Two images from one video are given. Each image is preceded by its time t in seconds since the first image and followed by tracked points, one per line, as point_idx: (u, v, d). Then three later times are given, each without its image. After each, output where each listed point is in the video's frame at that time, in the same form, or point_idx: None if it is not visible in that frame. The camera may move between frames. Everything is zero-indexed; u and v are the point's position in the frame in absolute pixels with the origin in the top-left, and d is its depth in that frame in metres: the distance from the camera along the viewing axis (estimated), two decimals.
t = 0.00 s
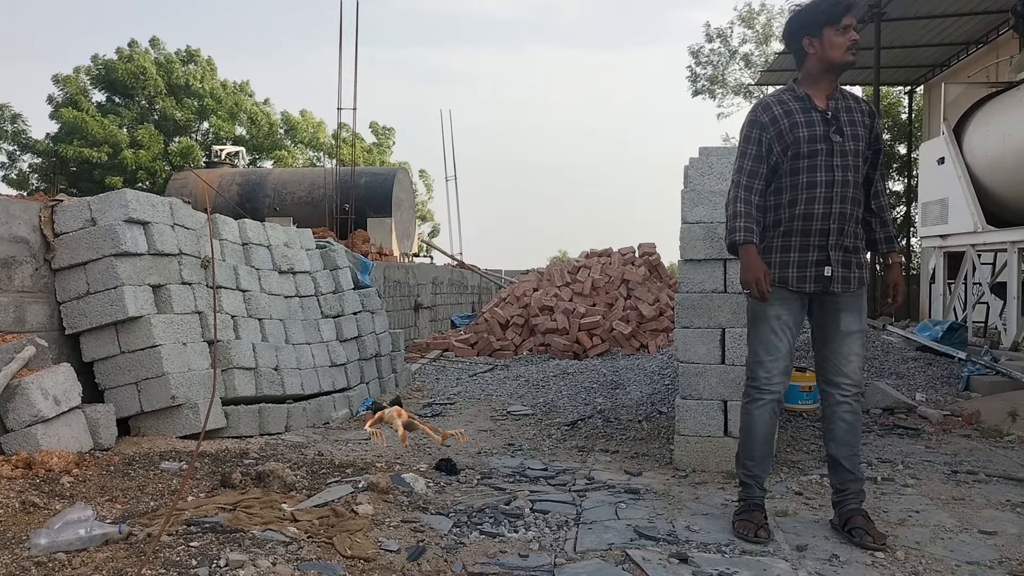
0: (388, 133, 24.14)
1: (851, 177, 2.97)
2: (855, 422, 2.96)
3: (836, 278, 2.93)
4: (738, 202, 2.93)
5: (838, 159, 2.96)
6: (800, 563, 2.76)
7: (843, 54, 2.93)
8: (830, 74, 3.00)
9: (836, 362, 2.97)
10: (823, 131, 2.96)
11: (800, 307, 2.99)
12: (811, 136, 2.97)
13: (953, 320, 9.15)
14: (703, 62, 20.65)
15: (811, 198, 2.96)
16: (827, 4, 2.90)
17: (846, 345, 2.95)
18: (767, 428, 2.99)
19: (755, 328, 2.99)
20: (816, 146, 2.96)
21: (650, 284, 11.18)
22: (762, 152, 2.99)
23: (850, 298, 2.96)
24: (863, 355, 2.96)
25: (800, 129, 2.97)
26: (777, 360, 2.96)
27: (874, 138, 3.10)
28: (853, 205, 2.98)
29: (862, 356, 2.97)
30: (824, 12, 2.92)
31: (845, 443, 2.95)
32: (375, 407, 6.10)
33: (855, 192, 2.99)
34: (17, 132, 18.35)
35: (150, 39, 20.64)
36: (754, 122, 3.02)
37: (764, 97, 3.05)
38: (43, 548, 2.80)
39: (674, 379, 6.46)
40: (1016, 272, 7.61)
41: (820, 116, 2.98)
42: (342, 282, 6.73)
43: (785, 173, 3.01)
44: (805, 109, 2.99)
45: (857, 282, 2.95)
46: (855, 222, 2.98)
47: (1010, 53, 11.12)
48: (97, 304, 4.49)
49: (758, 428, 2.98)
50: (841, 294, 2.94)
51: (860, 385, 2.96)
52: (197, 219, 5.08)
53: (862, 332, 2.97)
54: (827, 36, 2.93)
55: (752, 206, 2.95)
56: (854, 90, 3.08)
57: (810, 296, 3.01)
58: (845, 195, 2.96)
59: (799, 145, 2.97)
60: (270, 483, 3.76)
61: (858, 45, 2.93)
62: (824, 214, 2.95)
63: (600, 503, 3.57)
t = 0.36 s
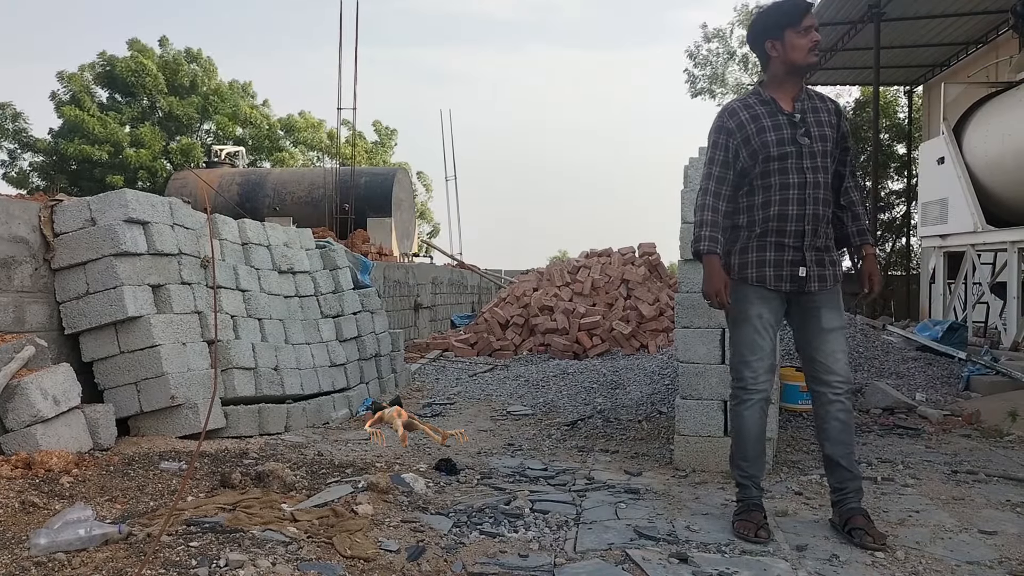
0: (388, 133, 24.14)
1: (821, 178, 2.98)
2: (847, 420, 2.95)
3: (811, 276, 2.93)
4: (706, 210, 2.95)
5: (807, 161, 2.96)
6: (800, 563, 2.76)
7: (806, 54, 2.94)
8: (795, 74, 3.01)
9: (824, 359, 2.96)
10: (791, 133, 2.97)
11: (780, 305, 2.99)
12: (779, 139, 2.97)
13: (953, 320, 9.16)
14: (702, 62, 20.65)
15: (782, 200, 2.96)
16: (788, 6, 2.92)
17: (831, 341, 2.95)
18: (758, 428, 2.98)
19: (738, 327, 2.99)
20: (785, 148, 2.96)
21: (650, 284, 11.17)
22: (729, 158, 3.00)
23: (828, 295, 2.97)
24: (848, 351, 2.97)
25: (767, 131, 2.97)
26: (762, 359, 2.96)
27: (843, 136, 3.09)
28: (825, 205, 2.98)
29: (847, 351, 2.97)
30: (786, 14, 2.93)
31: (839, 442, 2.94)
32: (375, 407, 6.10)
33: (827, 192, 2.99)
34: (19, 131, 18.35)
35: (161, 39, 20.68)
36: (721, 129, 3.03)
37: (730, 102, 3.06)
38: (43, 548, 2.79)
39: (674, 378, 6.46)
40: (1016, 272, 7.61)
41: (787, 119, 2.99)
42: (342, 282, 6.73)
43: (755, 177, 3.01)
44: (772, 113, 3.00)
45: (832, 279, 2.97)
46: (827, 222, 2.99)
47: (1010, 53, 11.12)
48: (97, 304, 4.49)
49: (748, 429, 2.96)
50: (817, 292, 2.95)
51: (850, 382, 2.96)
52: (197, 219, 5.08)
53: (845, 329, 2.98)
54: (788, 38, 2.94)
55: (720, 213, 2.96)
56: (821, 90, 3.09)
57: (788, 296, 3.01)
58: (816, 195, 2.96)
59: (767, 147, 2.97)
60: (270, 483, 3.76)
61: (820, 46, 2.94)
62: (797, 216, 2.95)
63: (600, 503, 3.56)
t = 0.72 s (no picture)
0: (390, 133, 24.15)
1: (802, 174, 2.97)
2: (843, 416, 2.92)
3: (796, 272, 2.93)
4: (685, 214, 2.98)
5: (785, 159, 2.96)
6: (800, 563, 2.76)
7: (779, 55, 2.96)
8: (770, 75, 3.02)
9: (816, 353, 2.94)
10: (768, 133, 2.98)
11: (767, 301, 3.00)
12: (756, 139, 2.98)
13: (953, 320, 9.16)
14: (703, 62, 20.66)
15: (762, 199, 2.97)
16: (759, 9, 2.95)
17: (822, 333, 2.93)
18: (752, 428, 2.97)
19: (727, 328, 3.00)
20: (762, 148, 2.97)
21: (650, 284, 11.18)
22: (707, 161, 3.02)
23: (817, 285, 2.96)
24: (841, 343, 2.94)
25: (744, 133, 2.99)
26: (752, 358, 2.96)
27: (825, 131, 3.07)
28: (808, 202, 2.98)
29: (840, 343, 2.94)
30: (758, 17, 2.95)
31: (832, 438, 2.92)
32: (375, 407, 6.11)
33: (809, 188, 2.98)
34: (21, 129, 18.36)
35: (162, 39, 20.71)
36: (698, 132, 3.05)
37: (706, 105, 3.07)
38: (44, 548, 2.80)
39: (674, 378, 6.46)
40: (1016, 272, 7.61)
41: (764, 119, 3.00)
42: (342, 282, 6.73)
43: (735, 178, 3.02)
44: (747, 114, 3.01)
45: (820, 271, 2.95)
46: (809, 218, 2.98)
47: (1010, 53, 11.13)
48: (97, 304, 4.49)
49: (742, 429, 2.96)
50: (805, 284, 2.94)
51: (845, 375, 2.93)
52: (197, 220, 5.09)
53: (837, 320, 2.96)
54: (759, 40, 2.96)
55: (699, 216, 2.99)
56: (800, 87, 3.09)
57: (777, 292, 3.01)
58: (797, 193, 2.96)
59: (744, 149, 2.98)
60: (270, 483, 3.77)
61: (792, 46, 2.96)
62: (779, 215, 2.95)
63: (600, 503, 3.57)
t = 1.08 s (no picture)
0: (389, 133, 24.18)
1: (799, 174, 2.92)
2: (828, 422, 2.85)
3: (780, 274, 2.90)
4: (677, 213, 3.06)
5: (781, 159, 2.93)
6: (799, 563, 2.76)
7: (781, 54, 2.93)
8: (773, 74, 2.99)
9: (800, 360, 2.89)
10: (764, 132, 2.95)
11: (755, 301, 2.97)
12: (749, 139, 2.97)
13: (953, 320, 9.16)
14: (704, 63, 20.69)
15: (753, 199, 2.96)
16: (765, 8, 2.91)
17: (805, 339, 2.88)
18: (748, 427, 2.97)
19: (723, 327, 3.03)
20: (756, 148, 2.96)
21: (650, 284, 11.18)
22: (706, 160, 3.06)
23: (806, 290, 2.90)
24: (826, 350, 2.87)
25: (739, 132, 2.99)
26: (748, 357, 2.97)
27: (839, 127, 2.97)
28: (806, 202, 2.92)
29: (825, 351, 2.87)
30: (762, 16, 2.92)
31: (813, 444, 2.86)
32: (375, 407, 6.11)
33: (809, 188, 2.92)
34: (21, 129, 18.36)
35: (160, 39, 20.70)
36: (698, 132, 3.10)
37: (708, 105, 3.10)
38: (44, 548, 2.80)
39: (674, 378, 6.45)
40: (1016, 272, 7.62)
41: (761, 118, 2.97)
42: (342, 282, 6.72)
43: (731, 177, 3.03)
44: (744, 113, 3.00)
45: (813, 276, 2.88)
46: (809, 219, 2.92)
47: (1010, 53, 11.14)
48: (97, 304, 4.49)
49: (739, 427, 2.97)
50: (794, 289, 2.90)
51: (827, 383, 2.85)
52: (197, 219, 5.08)
53: (822, 327, 2.88)
54: (763, 39, 2.93)
55: (697, 215, 3.05)
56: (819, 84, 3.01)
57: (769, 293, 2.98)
58: (790, 193, 2.91)
59: (738, 149, 2.99)
60: (270, 483, 3.77)
61: (798, 46, 2.92)
62: (768, 215, 2.93)
63: (600, 503, 3.56)
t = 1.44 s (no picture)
0: (386, 133, 24.19)
1: (816, 173, 2.90)
2: (835, 426, 2.84)
3: (783, 274, 2.90)
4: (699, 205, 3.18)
5: (800, 157, 2.93)
6: (799, 563, 2.76)
7: (817, 51, 2.90)
8: (809, 69, 2.96)
9: (808, 366, 2.89)
10: (785, 128, 2.96)
11: (763, 300, 2.99)
12: (770, 134, 2.99)
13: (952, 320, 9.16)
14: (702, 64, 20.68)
15: (768, 195, 2.97)
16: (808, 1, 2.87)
17: (813, 346, 2.87)
18: (750, 425, 3.00)
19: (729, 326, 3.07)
20: (774, 144, 2.98)
21: (649, 284, 11.18)
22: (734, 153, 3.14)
23: (818, 297, 2.87)
24: (834, 357, 2.85)
25: (762, 126, 3.01)
26: (749, 357, 3.00)
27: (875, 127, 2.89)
28: (821, 202, 2.90)
29: (834, 358, 2.85)
30: (805, 9, 2.88)
31: (819, 447, 2.85)
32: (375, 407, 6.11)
33: (828, 188, 2.89)
34: (19, 129, 18.36)
35: (155, 39, 20.68)
36: (730, 125, 3.16)
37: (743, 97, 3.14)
38: (42, 549, 2.80)
39: (674, 378, 6.45)
40: (1016, 272, 7.63)
41: (786, 114, 2.97)
42: (341, 282, 6.70)
43: (751, 172, 3.07)
44: (770, 107, 3.01)
45: (822, 282, 2.85)
46: (825, 220, 2.89)
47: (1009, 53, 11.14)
48: (96, 304, 4.49)
49: (740, 426, 3.00)
50: (803, 292, 2.88)
51: (835, 388, 2.84)
52: (196, 219, 5.07)
53: (832, 335, 2.86)
54: (802, 34, 2.90)
55: (722, 209, 3.16)
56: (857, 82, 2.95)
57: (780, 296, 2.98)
58: (803, 192, 2.91)
59: (758, 143, 3.02)
60: (269, 483, 3.77)
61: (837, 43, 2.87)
62: (778, 213, 2.94)
63: (599, 503, 3.56)
